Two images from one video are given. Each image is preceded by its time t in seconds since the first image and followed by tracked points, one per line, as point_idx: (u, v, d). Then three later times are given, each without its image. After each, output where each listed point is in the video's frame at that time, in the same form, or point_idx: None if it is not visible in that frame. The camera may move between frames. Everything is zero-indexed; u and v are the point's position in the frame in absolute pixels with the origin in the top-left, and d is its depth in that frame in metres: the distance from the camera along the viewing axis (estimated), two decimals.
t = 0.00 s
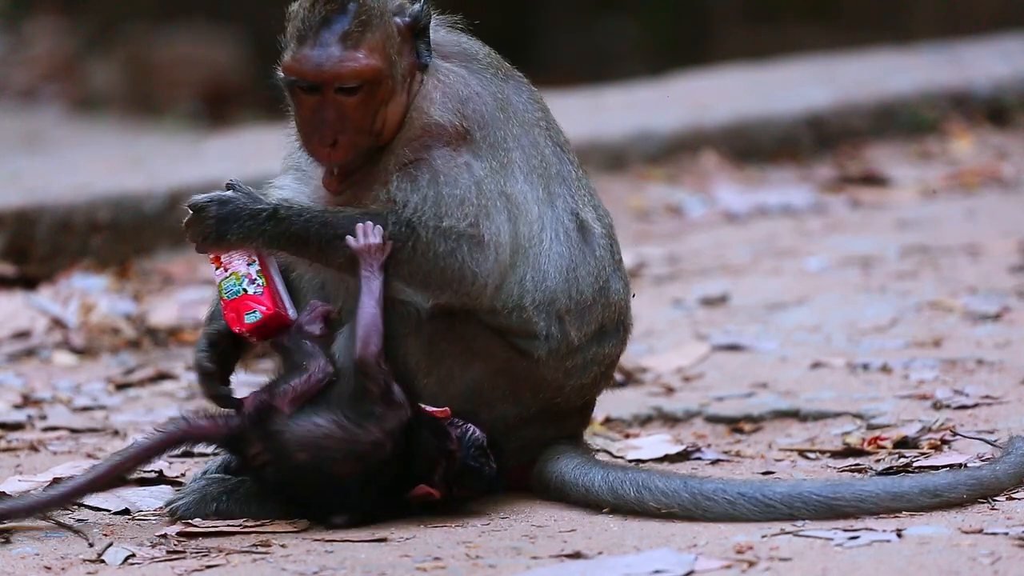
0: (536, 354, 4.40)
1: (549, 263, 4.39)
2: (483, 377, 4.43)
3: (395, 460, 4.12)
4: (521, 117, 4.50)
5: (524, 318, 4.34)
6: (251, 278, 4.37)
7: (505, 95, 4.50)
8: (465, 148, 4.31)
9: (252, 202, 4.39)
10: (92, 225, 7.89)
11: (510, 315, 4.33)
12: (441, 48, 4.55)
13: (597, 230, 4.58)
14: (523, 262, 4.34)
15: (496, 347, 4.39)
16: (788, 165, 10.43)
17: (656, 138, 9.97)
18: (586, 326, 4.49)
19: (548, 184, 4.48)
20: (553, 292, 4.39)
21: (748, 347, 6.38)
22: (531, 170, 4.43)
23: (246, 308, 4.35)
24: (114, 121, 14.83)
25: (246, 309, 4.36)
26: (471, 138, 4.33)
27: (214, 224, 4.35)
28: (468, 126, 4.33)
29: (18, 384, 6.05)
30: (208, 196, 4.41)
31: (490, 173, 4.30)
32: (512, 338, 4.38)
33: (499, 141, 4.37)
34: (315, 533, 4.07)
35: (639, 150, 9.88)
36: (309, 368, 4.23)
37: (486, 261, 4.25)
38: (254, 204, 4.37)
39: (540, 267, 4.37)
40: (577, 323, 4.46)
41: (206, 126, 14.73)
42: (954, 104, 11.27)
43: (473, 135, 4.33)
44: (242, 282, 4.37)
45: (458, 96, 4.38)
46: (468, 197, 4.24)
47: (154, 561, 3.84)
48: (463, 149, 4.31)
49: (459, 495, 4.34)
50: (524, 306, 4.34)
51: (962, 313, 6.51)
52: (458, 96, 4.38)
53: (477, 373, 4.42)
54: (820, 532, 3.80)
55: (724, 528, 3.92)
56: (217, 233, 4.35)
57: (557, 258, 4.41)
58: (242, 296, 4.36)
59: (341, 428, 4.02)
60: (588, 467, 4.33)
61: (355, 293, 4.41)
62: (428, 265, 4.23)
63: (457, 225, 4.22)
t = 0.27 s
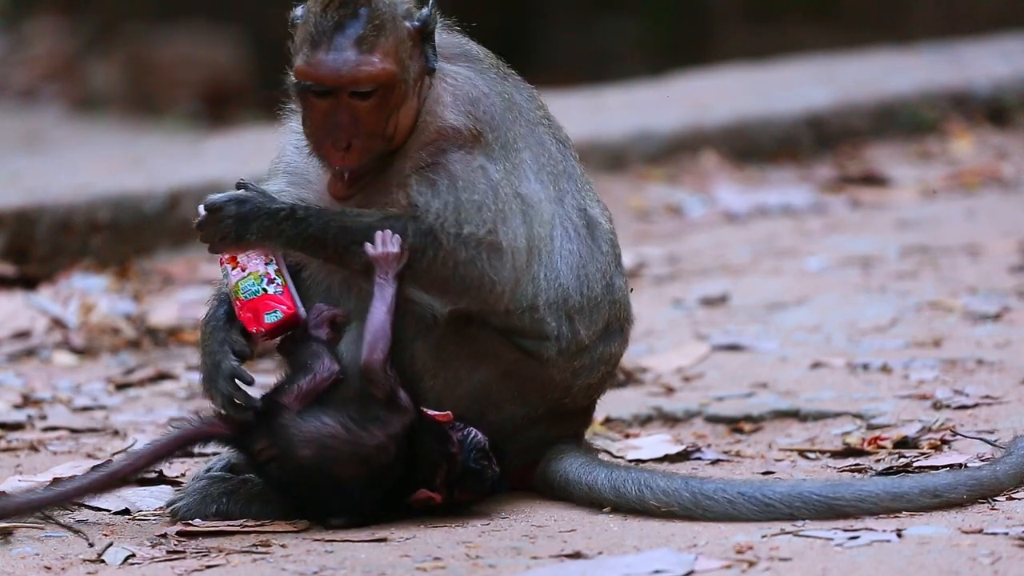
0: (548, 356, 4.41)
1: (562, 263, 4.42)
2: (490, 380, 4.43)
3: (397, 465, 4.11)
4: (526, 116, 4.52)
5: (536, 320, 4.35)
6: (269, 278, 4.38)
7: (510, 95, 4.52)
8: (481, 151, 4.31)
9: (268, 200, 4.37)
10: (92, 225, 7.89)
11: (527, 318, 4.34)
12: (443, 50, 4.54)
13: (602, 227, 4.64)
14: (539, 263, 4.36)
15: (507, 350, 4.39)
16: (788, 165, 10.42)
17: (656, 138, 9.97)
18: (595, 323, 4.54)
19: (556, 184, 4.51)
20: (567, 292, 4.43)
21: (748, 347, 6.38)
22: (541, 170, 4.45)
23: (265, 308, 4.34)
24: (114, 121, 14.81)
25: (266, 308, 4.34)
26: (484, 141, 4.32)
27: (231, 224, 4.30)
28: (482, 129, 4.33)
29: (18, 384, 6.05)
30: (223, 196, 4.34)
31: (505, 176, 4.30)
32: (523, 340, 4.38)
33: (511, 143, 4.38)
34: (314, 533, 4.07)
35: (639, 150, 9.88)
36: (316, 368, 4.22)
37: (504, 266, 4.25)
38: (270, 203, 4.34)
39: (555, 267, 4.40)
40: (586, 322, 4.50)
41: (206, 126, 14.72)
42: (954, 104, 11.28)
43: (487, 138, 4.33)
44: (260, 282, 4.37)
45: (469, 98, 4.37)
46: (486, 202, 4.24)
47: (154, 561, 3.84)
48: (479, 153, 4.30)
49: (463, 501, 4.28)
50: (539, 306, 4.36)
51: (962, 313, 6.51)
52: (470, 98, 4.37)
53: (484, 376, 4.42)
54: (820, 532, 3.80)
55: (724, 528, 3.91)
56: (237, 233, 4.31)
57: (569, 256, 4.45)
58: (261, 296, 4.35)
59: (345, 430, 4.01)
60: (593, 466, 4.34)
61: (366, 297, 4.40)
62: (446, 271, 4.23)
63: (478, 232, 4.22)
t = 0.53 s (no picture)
0: (560, 361, 4.45)
1: (575, 269, 4.47)
2: (501, 386, 4.45)
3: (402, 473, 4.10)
4: (537, 122, 4.55)
5: (552, 325, 4.39)
6: (292, 289, 4.26)
7: (520, 100, 4.53)
8: (499, 160, 4.32)
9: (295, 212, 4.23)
10: (92, 225, 7.89)
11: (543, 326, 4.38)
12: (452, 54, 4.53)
13: (606, 230, 4.69)
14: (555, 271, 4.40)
15: (520, 356, 4.41)
16: (788, 165, 10.42)
17: (656, 138, 9.97)
18: (603, 325, 4.59)
19: (567, 191, 4.55)
20: (580, 297, 4.47)
21: (748, 347, 6.38)
22: (553, 176, 4.49)
23: (290, 321, 4.23)
24: (114, 121, 14.80)
25: (291, 320, 4.23)
26: (500, 149, 4.34)
27: (259, 238, 4.18)
28: (498, 137, 4.35)
29: (18, 384, 6.05)
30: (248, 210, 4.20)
31: (523, 185, 4.33)
32: (537, 346, 4.41)
33: (524, 151, 4.41)
34: (315, 533, 4.08)
35: (639, 150, 9.88)
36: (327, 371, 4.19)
37: (524, 276, 4.29)
38: (297, 213, 4.21)
39: (569, 274, 4.44)
40: (595, 324, 4.54)
41: (205, 126, 14.72)
42: (954, 104, 11.28)
43: (503, 146, 4.35)
44: (283, 294, 4.25)
45: (485, 106, 4.37)
46: (508, 213, 4.26)
47: (154, 561, 3.84)
48: (497, 162, 4.32)
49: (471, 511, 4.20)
50: (555, 312, 4.39)
51: (962, 313, 6.51)
52: (487, 107, 4.37)
53: (494, 382, 4.44)
54: (820, 532, 3.80)
55: (724, 527, 3.91)
56: (264, 246, 4.18)
57: (581, 261, 4.49)
58: (284, 308, 4.24)
59: (356, 434, 4.02)
60: (598, 466, 4.36)
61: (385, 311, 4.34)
62: (467, 282, 4.24)
63: (501, 243, 4.24)
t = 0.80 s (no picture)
0: (571, 362, 4.46)
1: (583, 272, 4.49)
2: (510, 387, 4.46)
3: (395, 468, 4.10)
4: (543, 123, 4.56)
5: (562, 327, 4.40)
6: (307, 283, 4.15)
7: (528, 102, 4.53)
8: (509, 163, 4.33)
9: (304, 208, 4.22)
10: (92, 225, 7.89)
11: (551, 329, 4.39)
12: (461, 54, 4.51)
13: (610, 230, 4.71)
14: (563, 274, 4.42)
15: (530, 359, 4.43)
16: (788, 165, 10.42)
17: (656, 138, 9.97)
18: (609, 325, 4.61)
19: (574, 193, 4.57)
20: (587, 299, 4.49)
21: (748, 347, 6.38)
22: (560, 179, 4.50)
23: (304, 316, 4.13)
24: (113, 121, 14.80)
25: (306, 314, 4.13)
26: (511, 152, 4.34)
27: (270, 236, 4.17)
28: (509, 140, 4.34)
29: (18, 384, 6.05)
30: (259, 207, 4.20)
31: (532, 189, 4.34)
32: (546, 348, 4.42)
33: (533, 154, 4.42)
34: (314, 533, 4.08)
35: (639, 150, 9.89)
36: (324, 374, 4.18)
37: (532, 280, 4.31)
38: (306, 210, 4.22)
39: (576, 277, 4.46)
40: (602, 324, 4.57)
41: (205, 126, 14.73)
42: (954, 104, 11.29)
43: (513, 149, 4.35)
44: (297, 289, 4.15)
45: (496, 108, 4.36)
46: (517, 217, 4.27)
47: (154, 561, 3.84)
48: (507, 165, 4.32)
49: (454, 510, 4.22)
50: (564, 314, 4.41)
51: (961, 313, 6.51)
52: (499, 109, 4.36)
53: (504, 385, 4.45)
54: (820, 532, 3.80)
55: (724, 527, 3.92)
56: (275, 245, 4.17)
57: (588, 264, 4.51)
58: (299, 303, 4.14)
59: (341, 433, 3.99)
60: (604, 465, 4.37)
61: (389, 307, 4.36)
62: (475, 285, 4.26)
63: (509, 247, 4.26)
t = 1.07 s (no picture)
0: (581, 361, 4.47)
1: (591, 274, 4.50)
2: (518, 388, 4.46)
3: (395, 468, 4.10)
4: (548, 124, 4.56)
5: (571, 326, 4.41)
6: (321, 284, 4.16)
7: (534, 104, 4.53)
8: (520, 167, 4.32)
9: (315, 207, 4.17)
10: (92, 224, 7.89)
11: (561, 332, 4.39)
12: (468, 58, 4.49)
13: (613, 231, 4.72)
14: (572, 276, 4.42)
15: (538, 361, 4.43)
16: (788, 164, 10.43)
17: (655, 138, 9.97)
18: (615, 325, 4.62)
19: (580, 194, 4.57)
20: (596, 301, 4.50)
21: (748, 347, 6.38)
22: (567, 182, 4.50)
23: (319, 317, 4.14)
24: (114, 121, 14.80)
25: (321, 314, 4.14)
26: (522, 156, 4.33)
27: (285, 238, 4.11)
28: (519, 144, 4.33)
29: (18, 384, 6.05)
30: (273, 209, 4.14)
31: (541, 192, 4.34)
32: (556, 350, 4.42)
33: (540, 157, 4.41)
34: (314, 533, 4.08)
35: (639, 150, 9.88)
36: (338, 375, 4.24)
37: (542, 285, 4.31)
38: (320, 210, 4.17)
39: (585, 279, 4.47)
40: (609, 324, 4.58)
41: (205, 126, 14.72)
42: (954, 104, 11.30)
43: (524, 152, 4.34)
44: (311, 289, 4.15)
45: (506, 112, 4.35)
46: (529, 222, 4.27)
47: (154, 561, 3.84)
48: (518, 169, 4.31)
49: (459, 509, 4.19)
50: (574, 315, 4.41)
51: (961, 313, 6.51)
52: (509, 112, 4.36)
53: (511, 387, 4.45)
54: (820, 532, 3.80)
55: (724, 527, 3.91)
56: (290, 246, 4.11)
57: (596, 266, 4.53)
58: (313, 303, 4.14)
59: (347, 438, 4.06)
60: (608, 464, 4.37)
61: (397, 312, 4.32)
62: (486, 290, 4.25)
63: (521, 252, 4.25)
